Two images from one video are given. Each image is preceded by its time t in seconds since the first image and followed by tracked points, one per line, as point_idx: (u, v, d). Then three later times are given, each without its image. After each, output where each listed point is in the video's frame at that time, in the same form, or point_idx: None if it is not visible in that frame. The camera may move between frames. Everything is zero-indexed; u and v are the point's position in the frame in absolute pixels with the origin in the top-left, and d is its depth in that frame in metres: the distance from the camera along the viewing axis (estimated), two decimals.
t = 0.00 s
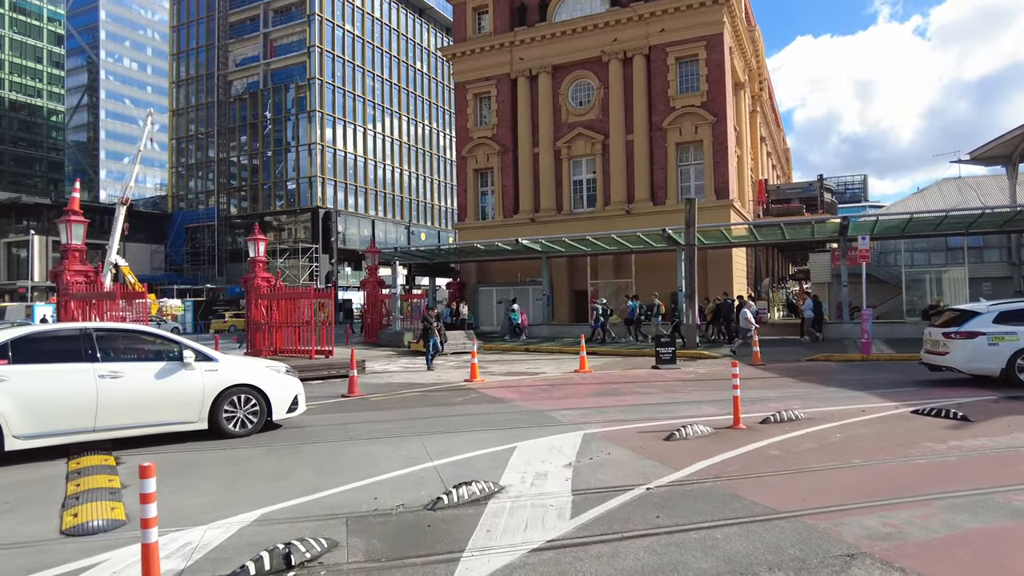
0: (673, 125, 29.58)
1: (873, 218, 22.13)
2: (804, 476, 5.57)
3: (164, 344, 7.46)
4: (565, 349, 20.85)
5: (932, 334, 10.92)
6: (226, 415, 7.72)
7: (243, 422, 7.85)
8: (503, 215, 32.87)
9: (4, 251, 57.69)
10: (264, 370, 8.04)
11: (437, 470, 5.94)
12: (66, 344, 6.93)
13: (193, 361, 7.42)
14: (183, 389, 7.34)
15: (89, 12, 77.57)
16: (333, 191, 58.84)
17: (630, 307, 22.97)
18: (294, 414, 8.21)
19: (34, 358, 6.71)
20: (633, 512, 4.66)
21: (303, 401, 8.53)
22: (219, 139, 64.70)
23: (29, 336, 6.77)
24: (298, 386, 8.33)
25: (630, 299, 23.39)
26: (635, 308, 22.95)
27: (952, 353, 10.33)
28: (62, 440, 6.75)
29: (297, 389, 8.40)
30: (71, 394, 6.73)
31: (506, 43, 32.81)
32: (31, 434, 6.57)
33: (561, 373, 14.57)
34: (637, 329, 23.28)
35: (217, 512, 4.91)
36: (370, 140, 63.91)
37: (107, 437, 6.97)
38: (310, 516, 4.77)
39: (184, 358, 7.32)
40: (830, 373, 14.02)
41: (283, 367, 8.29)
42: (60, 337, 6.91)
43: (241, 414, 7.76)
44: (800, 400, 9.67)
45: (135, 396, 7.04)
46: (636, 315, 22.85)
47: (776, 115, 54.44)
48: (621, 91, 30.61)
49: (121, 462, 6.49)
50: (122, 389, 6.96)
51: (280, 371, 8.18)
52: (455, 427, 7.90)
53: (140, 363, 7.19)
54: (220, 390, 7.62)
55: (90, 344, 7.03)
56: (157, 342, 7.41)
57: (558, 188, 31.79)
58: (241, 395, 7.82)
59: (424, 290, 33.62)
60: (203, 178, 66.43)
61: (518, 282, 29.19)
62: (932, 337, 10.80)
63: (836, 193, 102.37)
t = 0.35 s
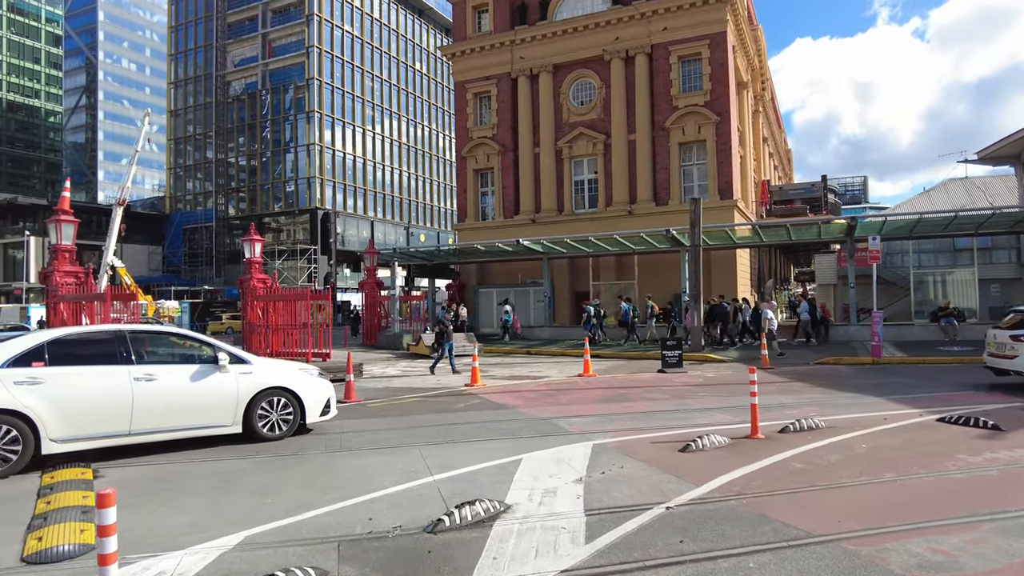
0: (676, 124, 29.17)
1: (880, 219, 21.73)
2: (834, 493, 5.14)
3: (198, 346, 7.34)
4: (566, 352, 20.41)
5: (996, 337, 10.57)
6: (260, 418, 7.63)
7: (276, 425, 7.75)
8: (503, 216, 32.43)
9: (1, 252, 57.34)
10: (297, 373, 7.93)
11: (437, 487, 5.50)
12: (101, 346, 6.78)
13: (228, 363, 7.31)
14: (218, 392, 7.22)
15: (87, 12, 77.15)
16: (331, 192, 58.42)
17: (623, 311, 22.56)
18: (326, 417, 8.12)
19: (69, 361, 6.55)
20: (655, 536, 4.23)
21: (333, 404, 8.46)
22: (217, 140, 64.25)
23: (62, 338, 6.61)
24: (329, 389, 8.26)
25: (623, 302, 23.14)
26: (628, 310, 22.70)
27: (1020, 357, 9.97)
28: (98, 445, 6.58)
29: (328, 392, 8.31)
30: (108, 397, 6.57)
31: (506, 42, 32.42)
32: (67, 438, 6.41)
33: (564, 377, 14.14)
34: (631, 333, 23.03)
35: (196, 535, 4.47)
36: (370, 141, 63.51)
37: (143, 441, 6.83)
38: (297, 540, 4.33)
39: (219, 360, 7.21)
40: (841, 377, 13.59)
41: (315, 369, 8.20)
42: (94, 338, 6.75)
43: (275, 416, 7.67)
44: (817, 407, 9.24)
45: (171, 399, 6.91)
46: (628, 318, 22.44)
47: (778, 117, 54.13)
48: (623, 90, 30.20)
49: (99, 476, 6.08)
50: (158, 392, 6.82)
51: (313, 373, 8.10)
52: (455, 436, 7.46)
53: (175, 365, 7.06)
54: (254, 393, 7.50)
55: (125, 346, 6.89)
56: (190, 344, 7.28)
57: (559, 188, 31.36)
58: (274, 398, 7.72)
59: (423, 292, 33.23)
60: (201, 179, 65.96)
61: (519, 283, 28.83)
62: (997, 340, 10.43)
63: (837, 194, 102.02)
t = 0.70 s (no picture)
0: (680, 122, 28.75)
1: (890, 218, 21.26)
2: (880, 508, 4.70)
3: (234, 344, 7.25)
4: (570, 354, 19.97)
5: None
6: (296, 417, 7.52)
7: (312, 425, 7.65)
8: (505, 215, 32.01)
9: None
10: (332, 372, 7.83)
11: (445, 500, 5.06)
12: (139, 344, 6.71)
13: (264, 361, 7.22)
14: (255, 391, 7.12)
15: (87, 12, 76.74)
16: (331, 192, 58.01)
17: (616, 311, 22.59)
18: (361, 417, 8.03)
19: (106, 358, 6.47)
20: (690, 561, 3.79)
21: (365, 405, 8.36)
22: (216, 140, 63.81)
23: (99, 335, 6.54)
24: (363, 389, 8.17)
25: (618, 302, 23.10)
26: (622, 310, 22.69)
27: None
28: (135, 444, 6.50)
29: (362, 392, 8.22)
30: (145, 395, 6.49)
31: (508, 39, 32.01)
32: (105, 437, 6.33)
33: (570, 379, 13.70)
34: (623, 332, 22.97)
35: (179, 557, 4.03)
36: (370, 141, 63.12)
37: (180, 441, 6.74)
38: (293, 562, 3.90)
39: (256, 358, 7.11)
40: (857, 379, 13.15)
41: (351, 369, 8.10)
42: (131, 336, 6.67)
43: (312, 416, 7.56)
44: (840, 412, 8.80)
45: (207, 398, 6.82)
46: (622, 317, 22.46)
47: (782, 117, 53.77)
48: (626, 87, 29.78)
49: (78, 487, 5.65)
50: (195, 391, 6.72)
51: (347, 372, 8.01)
52: (463, 443, 7.04)
53: (211, 364, 6.97)
54: (290, 392, 7.40)
55: (163, 344, 6.82)
56: (227, 341, 7.19)
57: (562, 187, 30.97)
58: (311, 397, 7.61)
59: (425, 292, 32.81)
60: (200, 180, 65.54)
61: (521, 283, 28.42)
62: None
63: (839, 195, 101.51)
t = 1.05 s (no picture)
0: (687, 118, 28.31)
1: (902, 216, 20.76)
2: (931, 524, 4.25)
3: (265, 341, 7.06)
4: (575, 354, 19.53)
5: None
6: (327, 418, 7.33)
7: (343, 425, 7.46)
8: (508, 213, 31.58)
9: None
10: (364, 371, 7.62)
11: (452, 514, 4.60)
12: (168, 339, 6.54)
13: (296, 359, 7.03)
14: (286, 389, 6.93)
15: (88, 10, 76.39)
16: (333, 192, 57.59)
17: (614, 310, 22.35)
18: (392, 417, 7.83)
19: (136, 355, 6.32)
20: None
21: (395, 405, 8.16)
22: (217, 139, 63.36)
23: (129, 331, 6.39)
24: (394, 389, 7.97)
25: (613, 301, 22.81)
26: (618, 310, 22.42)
27: None
28: (165, 444, 6.33)
29: (393, 392, 8.02)
30: (175, 393, 6.30)
31: (512, 35, 31.59)
32: (135, 436, 6.16)
33: (577, 380, 13.28)
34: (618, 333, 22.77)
35: None
36: (371, 140, 62.74)
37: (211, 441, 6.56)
38: None
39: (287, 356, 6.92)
40: (875, 381, 12.70)
41: (383, 368, 7.89)
42: (160, 331, 6.51)
43: (343, 416, 7.37)
44: (865, 414, 8.35)
45: (238, 397, 6.62)
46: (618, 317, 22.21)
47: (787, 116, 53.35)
48: (632, 84, 29.35)
49: (54, 497, 5.23)
50: (226, 389, 6.53)
51: (378, 372, 7.82)
52: (470, 449, 6.61)
53: (242, 361, 6.78)
54: (321, 391, 7.21)
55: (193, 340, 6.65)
56: (257, 338, 7.00)
57: (566, 185, 30.56)
58: (342, 397, 7.42)
59: (427, 291, 32.41)
60: (200, 179, 65.09)
61: (523, 283, 28.01)
62: None
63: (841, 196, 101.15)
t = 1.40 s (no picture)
0: (695, 114, 27.78)
1: (920, 213, 20.20)
2: (1001, 557, 3.73)
3: (296, 344, 7.02)
4: (582, 355, 19.07)
5: None
6: (363, 421, 7.26)
7: (378, 428, 7.40)
8: (512, 210, 31.10)
9: None
10: (398, 372, 7.57)
11: (463, 540, 4.13)
12: (200, 344, 6.48)
13: (329, 362, 6.99)
14: (320, 393, 6.89)
15: (91, 9, 76.04)
16: (335, 190, 57.13)
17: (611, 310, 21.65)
18: (427, 419, 7.77)
19: (168, 362, 6.24)
20: None
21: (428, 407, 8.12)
22: (219, 137, 62.94)
23: (161, 336, 6.33)
24: (427, 390, 7.93)
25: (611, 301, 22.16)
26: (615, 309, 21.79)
27: None
28: (200, 451, 6.26)
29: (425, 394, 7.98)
30: (209, 399, 6.24)
31: (516, 29, 31.07)
32: (170, 444, 6.09)
33: (586, 382, 12.82)
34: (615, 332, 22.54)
35: None
36: (374, 138, 62.30)
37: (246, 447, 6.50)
38: None
39: (321, 358, 6.87)
40: (898, 383, 12.18)
41: (415, 369, 7.85)
42: (191, 336, 6.45)
43: (378, 419, 7.32)
44: (898, 421, 7.85)
45: (272, 401, 6.58)
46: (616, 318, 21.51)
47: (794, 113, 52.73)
48: (639, 79, 28.85)
49: (25, 519, 4.84)
50: (260, 393, 6.49)
51: (412, 374, 7.77)
52: (481, 461, 6.13)
53: (274, 365, 6.74)
54: (356, 394, 7.17)
55: (224, 345, 6.59)
56: (288, 341, 6.95)
57: (571, 182, 30.06)
58: (376, 399, 7.37)
59: (429, 290, 31.99)
60: (202, 177, 64.64)
61: (528, 281, 27.55)
62: None
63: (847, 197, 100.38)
